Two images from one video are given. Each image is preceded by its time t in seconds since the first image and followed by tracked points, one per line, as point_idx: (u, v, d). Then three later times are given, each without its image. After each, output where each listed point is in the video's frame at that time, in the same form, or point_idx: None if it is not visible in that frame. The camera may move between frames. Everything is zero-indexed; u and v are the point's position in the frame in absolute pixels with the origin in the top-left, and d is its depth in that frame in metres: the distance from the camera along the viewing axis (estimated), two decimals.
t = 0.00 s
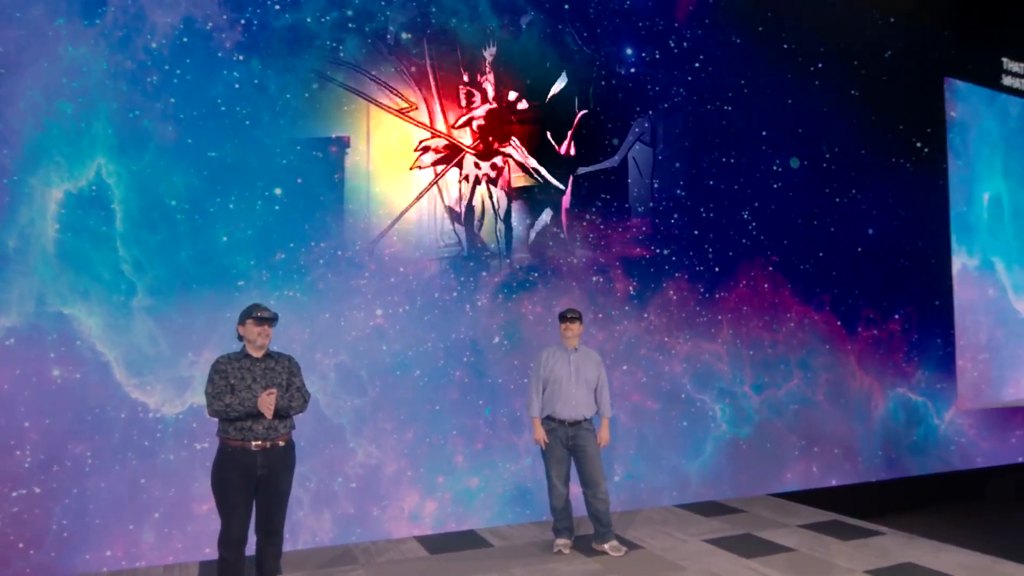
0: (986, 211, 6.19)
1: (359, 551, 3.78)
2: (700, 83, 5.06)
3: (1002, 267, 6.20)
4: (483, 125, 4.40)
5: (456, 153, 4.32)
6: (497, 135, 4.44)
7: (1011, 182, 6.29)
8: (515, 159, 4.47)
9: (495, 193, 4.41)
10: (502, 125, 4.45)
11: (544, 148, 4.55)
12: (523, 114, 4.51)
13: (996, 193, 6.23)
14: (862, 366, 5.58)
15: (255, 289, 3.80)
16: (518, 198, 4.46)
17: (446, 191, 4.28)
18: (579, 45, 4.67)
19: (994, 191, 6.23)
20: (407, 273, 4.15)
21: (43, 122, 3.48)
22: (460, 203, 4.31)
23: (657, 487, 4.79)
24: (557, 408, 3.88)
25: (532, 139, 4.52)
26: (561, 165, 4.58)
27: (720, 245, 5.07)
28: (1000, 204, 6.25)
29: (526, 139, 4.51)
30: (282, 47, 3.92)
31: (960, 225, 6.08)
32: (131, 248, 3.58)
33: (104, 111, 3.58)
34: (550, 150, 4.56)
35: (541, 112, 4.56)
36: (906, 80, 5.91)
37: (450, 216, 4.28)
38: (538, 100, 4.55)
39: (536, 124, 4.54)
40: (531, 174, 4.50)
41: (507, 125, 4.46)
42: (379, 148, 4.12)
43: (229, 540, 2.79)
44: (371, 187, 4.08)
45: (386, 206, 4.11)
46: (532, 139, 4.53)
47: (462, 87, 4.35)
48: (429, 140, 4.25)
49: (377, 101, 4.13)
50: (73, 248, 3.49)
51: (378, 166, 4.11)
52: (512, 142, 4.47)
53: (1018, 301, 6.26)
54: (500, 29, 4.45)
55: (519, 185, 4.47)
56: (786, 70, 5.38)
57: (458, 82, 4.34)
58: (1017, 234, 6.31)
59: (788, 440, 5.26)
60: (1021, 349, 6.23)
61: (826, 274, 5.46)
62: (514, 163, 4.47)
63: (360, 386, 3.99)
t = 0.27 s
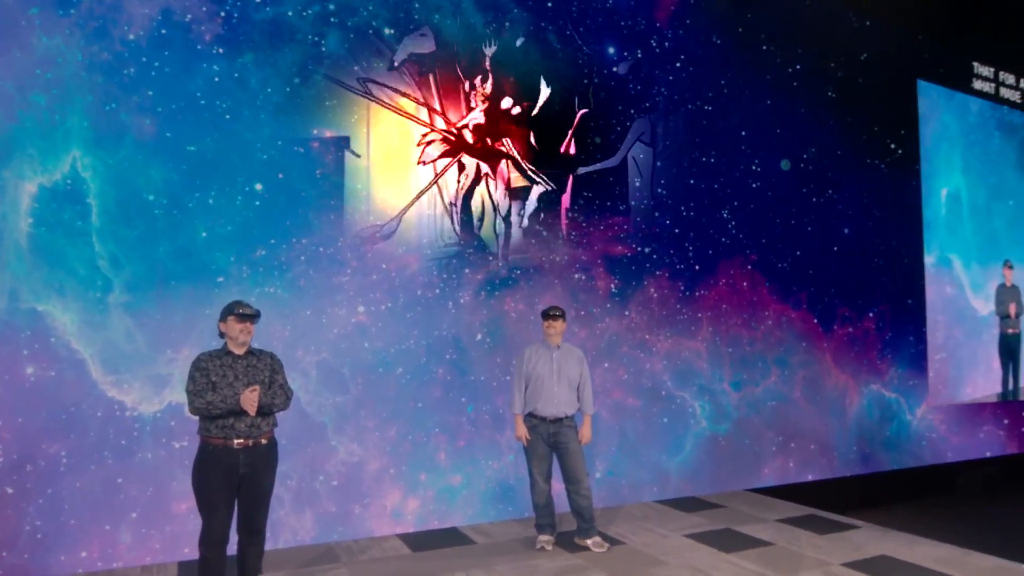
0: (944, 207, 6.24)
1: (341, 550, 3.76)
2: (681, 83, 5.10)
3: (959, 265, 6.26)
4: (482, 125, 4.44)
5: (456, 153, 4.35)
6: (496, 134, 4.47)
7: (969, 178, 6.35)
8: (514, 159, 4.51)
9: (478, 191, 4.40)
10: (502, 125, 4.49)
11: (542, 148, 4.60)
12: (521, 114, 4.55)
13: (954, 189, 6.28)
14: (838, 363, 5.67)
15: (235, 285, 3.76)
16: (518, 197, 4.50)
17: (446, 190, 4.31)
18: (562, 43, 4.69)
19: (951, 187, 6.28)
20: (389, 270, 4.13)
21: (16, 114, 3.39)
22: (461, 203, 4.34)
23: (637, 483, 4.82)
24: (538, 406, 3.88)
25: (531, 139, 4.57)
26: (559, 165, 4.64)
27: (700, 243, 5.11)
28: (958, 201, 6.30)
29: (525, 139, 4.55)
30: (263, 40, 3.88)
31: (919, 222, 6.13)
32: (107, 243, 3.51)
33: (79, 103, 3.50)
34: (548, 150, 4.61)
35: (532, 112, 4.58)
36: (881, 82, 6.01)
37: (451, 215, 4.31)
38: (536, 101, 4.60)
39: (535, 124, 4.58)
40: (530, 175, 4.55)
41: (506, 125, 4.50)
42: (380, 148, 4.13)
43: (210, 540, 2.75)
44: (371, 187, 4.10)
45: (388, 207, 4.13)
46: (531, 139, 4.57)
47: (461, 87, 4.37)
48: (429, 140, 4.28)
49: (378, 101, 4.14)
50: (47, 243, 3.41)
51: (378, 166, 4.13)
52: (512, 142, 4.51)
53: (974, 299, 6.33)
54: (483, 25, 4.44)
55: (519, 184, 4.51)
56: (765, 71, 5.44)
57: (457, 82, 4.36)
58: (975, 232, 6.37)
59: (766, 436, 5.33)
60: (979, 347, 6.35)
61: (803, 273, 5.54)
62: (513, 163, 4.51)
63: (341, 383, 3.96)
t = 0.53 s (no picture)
0: (916, 201, 6.30)
1: (330, 548, 3.75)
2: (669, 82, 5.13)
3: (932, 261, 6.34)
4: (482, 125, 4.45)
5: (456, 153, 4.37)
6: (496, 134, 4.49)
7: (942, 173, 6.43)
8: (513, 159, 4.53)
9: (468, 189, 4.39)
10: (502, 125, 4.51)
11: (541, 148, 4.63)
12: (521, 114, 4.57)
13: (927, 183, 6.36)
14: (822, 361, 5.74)
15: (223, 283, 3.73)
16: (518, 197, 4.53)
17: (446, 190, 4.32)
18: (552, 41, 4.69)
19: (925, 182, 6.35)
20: (379, 268, 4.12)
21: None
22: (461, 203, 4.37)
23: (626, 480, 4.85)
24: (529, 403, 3.89)
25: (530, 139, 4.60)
26: (558, 165, 4.67)
27: (688, 242, 5.15)
28: (931, 195, 6.37)
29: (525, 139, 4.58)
30: (251, 35, 3.84)
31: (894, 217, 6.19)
32: (93, 240, 3.47)
33: (64, 98, 3.45)
34: (547, 151, 4.65)
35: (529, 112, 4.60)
36: (866, 83, 6.09)
37: (452, 215, 4.34)
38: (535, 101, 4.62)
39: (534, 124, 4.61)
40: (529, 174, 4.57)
41: (506, 125, 4.52)
42: (380, 148, 4.14)
43: (200, 538, 2.73)
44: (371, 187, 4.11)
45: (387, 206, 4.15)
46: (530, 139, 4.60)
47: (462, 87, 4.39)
48: (430, 140, 4.29)
49: (378, 101, 4.15)
50: (31, 239, 3.36)
51: (379, 166, 4.14)
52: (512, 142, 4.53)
53: (946, 295, 6.42)
54: (473, 23, 4.44)
55: (519, 184, 4.54)
56: (751, 71, 5.49)
57: (456, 81, 4.37)
58: (948, 227, 6.45)
59: (752, 433, 5.39)
60: (951, 343, 6.45)
61: (789, 271, 5.60)
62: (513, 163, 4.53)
63: (331, 381, 3.95)
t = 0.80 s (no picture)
0: (907, 196, 6.30)
1: (331, 546, 3.76)
2: (668, 81, 5.14)
3: (923, 257, 6.35)
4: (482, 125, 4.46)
5: (456, 153, 4.38)
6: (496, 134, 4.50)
7: (931, 170, 6.43)
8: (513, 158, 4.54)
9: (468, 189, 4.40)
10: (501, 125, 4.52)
11: (540, 148, 4.64)
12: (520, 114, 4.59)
13: (918, 179, 6.36)
14: (820, 359, 5.76)
15: (224, 282, 3.73)
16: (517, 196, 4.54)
17: (445, 190, 4.33)
18: (551, 41, 4.70)
19: (914, 176, 6.35)
20: (380, 267, 4.12)
21: None
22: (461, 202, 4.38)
23: (625, 478, 4.86)
24: (530, 402, 3.89)
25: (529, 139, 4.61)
26: (558, 164, 4.69)
27: (687, 241, 5.16)
28: (922, 191, 6.37)
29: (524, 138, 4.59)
30: (251, 34, 3.85)
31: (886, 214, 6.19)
32: (94, 239, 3.46)
33: (65, 97, 3.45)
34: (546, 150, 4.65)
35: (528, 112, 4.61)
36: (864, 83, 6.11)
37: (453, 214, 4.35)
38: (534, 101, 4.64)
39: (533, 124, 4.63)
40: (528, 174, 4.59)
41: (505, 125, 4.54)
42: (380, 148, 4.14)
43: (202, 537, 2.72)
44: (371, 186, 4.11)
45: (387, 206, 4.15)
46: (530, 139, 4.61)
47: (461, 87, 4.40)
48: (430, 140, 4.30)
49: (378, 100, 4.15)
50: (32, 238, 3.36)
51: (379, 165, 4.14)
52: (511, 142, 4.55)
53: (938, 292, 6.43)
54: (473, 22, 4.44)
55: (518, 184, 4.55)
56: (750, 70, 5.50)
57: (456, 82, 4.38)
58: (939, 223, 6.46)
59: (751, 431, 5.40)
60: (943, 341, 6.47)
61: (787, 270, 5.62)
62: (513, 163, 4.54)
63: (331, 380, 3.95)
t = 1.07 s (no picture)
0: (912, 193, 6.28)
1: (339, 545, 3.77)
2: (673, 80, 5.14)
3: (929, 256, 6.33)
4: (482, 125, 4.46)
5: (456, 152, 4.37)
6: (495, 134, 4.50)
7: (937, 167, 6.42)
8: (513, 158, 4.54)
9: (474, 189, 4.41)
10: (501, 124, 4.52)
11: (541, 147, 4.63)
12: (520, 113, 4.58)
13: (924, 177, 6.34)
14: (827, 359, 5.76)
15: (233, 281, 3.75)
16: (517, 196, 4.54)
17: (446, 190, 4.33)
18: (557, 41, 4.71)
19: (920, 174, 6.33)
20: (387, 266, 4.14)
21: (11, 108, 3.35)
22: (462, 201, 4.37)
23: (631, 478, 4.87)
24: (537, 401, 3.90)
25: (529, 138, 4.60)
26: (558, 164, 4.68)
27: (693, 240, 5.17)
28: (927, 188, 6.35)
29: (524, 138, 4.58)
30: (260, 35, 3.87)
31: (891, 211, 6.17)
32: (104, 239, 3.49)
33: (75, 98, 3.47)
34: (547, 150, 4.65)
35: (534, 112, 4.62)
36: (870, 81, 6.10)
37: (454, 214, 4.34)
38: (535, 100, 4.63)
39: (534, 123, 4.62)
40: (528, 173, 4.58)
41: (505, 125, 4.54)
42: (380, 147, 4.15)
43: (212, 535, 2.74)
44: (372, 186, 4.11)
45: (386, 206, 4.15)
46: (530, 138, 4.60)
47: (462, 86, 4.39)
48: (430, 139, 4.30)
49: (379, 100, 4.16)
50: (43, 238, 3.38)
51: (379, 165, 4.14)
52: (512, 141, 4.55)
53: (943, 291, 6.42)
54: (479, 23, 4.45)
55: (519, 183, 4.55)
56: (755, 69, 5.50)
57: (456, 81, 4.38)
58: (945, 221, 6.45)
59: (757, 430, 5.40)
60: (949, 340, 6.45)
61: (793, 269, 5.62)
62: (513, 162, 4.54)
63: (339, 379, 3.97)
